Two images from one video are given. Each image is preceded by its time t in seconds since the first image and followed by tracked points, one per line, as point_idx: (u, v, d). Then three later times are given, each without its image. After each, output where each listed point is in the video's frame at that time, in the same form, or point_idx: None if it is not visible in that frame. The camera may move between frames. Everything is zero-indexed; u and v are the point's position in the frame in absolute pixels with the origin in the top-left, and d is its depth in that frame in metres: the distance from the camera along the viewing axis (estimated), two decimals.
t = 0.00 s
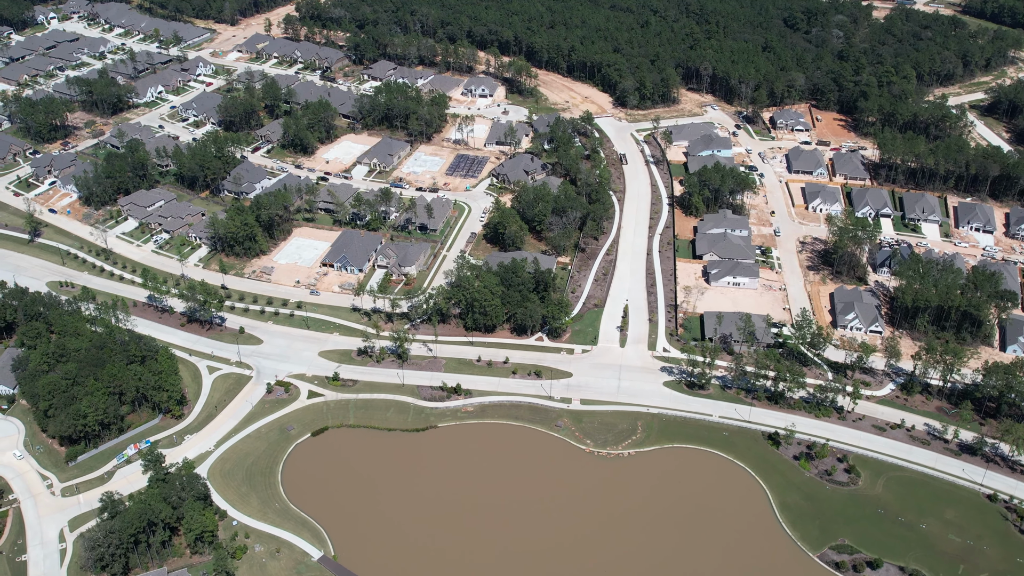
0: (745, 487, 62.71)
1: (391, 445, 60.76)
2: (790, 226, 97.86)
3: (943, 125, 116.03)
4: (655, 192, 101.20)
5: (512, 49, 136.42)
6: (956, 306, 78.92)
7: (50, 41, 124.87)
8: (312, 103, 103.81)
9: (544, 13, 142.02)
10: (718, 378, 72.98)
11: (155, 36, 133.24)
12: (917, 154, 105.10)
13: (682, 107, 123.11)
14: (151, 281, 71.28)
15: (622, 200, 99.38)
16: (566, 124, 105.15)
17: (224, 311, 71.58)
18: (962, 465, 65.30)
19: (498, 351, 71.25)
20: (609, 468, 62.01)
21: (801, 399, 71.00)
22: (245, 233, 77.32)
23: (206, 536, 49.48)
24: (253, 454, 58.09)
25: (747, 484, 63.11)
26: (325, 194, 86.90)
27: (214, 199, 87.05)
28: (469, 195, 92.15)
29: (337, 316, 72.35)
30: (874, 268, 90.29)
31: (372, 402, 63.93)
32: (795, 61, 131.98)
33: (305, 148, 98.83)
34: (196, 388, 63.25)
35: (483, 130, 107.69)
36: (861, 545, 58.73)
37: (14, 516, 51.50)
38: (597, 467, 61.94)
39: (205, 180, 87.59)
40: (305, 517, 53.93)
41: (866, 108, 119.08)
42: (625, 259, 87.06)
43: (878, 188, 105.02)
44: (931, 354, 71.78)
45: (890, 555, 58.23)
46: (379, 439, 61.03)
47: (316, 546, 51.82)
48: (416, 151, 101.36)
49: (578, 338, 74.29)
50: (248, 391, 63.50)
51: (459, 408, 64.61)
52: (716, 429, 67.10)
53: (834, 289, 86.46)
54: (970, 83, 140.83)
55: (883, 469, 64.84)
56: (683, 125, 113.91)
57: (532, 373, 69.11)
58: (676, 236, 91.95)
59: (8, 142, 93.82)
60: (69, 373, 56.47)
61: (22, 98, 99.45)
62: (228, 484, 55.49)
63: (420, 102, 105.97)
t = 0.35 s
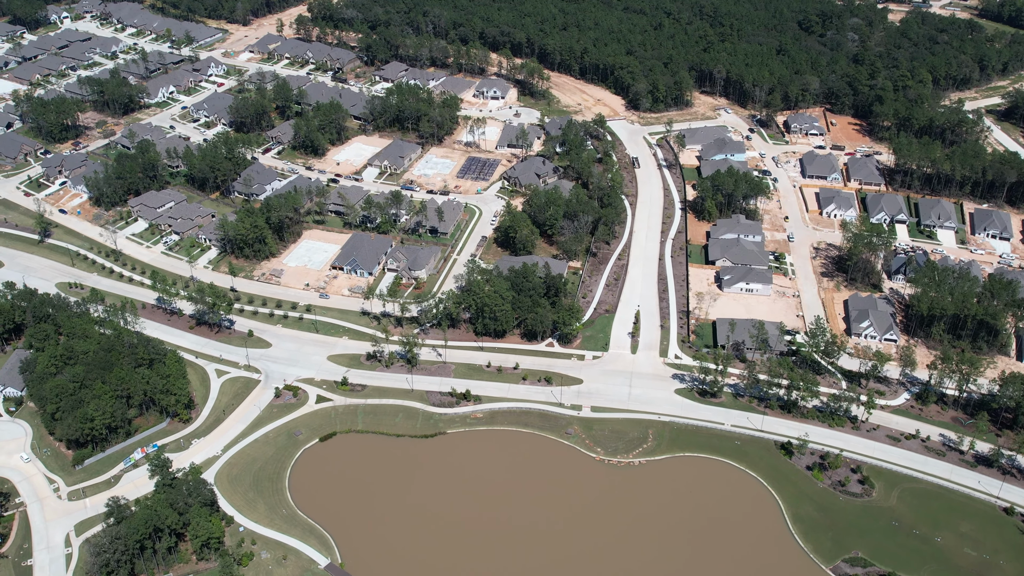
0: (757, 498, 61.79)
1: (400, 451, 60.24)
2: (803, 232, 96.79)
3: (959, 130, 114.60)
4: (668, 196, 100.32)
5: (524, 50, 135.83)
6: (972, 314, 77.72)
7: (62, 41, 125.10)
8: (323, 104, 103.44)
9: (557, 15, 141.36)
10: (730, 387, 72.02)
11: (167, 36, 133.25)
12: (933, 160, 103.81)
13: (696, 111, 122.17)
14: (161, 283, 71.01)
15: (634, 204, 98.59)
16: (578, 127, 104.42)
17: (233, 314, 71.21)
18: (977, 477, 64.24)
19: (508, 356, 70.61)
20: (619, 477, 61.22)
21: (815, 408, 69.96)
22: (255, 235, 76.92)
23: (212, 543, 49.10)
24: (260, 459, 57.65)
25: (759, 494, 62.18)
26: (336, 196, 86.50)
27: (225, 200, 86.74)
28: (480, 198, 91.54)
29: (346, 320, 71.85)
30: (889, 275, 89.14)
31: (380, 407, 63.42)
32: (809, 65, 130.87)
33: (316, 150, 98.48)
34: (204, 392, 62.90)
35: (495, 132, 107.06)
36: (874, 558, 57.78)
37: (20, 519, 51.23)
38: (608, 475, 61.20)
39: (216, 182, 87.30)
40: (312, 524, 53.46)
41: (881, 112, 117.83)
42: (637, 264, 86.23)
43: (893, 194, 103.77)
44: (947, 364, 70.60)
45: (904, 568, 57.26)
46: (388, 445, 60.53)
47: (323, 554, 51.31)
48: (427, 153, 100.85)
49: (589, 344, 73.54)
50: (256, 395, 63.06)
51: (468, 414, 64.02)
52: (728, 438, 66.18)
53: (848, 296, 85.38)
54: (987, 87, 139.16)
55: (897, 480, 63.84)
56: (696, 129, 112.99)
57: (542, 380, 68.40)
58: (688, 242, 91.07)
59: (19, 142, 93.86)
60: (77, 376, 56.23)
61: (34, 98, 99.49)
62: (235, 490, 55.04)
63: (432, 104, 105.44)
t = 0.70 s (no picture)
0: (769, 509, 60.87)
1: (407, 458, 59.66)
2: (817, 238, 95.67)
3: (975, 135, 113.10)
4: (680, 201, 99.42)
5: (536, 52, 135.16)
6: (988, 324, 76.45)
7: (74, 41, 125.24)
8: (334, 106, 103.07)
9: (569, 17, 140.63)
10: (742, 395, 71.05)
11: (178, 36, 133.23)
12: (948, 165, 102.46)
13: (708, 114, 121.17)
14: (169, 286, 70.70)
15: (646, 208, 97.74)
16: (590, 130, 103.64)
17: (241, 318, 70.80)
18: (994, 489, 63.09)
19: (518, 363, 69.90)
20: (629, 486, 60.45)
21: (828, 418, 68.88)
22: (264, 238, 76.51)
23: (217, 551, 48.76)
24: (267, 465, 57.19)
25: (771, 506, 61.26)
26: (345, 199, 86.03)
27: (234, 202, 86.41)
28: (490, 202, 90.90)
29: (355, 324, 71.34)
30: (904, 283, 87.91)
31: (388, 413, 62.86)
32: (823, 68, 129.67)
33: (326, 152, 98.06)
34: (211, 396, 62.50)
35: (506, 135, 106.40)
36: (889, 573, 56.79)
37: (26, 524, 50.97)
38: (617, 485, 60.45)
39: (225, 184, 86.97)
40: (318, 531, 52.92)
41: (896, 117, 116.50)
42: (648, 270, 85.40)
43: (908, 200, 102.47)
44: (963, 374, 69.41)
45: None
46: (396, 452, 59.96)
47: (329, 563, 50.73)
48: (437, 155, 100.28)
49: (599, 351, 72.75)
50: (264, 400, 62.60)
51: (477, 421, 63.37)
52: (740, 448, 65.28)
53: (862, 304, 84.26)
54: (1004, 91, 137.42)
55: (911, 492, 62.78)
56: (709, 133, 112.02)
57: (552, 387, 67.65)
58: (700, 247, 90.15)
59: (29, 142, 93.85)
60: (83, 380, 55.91)
61: (45, 98, 99.52)
62: (241, 497, 54.57)
63: (443, 106, 104.87)
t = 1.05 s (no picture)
0: (780, 522, 59.86)
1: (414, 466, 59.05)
2: (830, 244, 94.56)
3: (990, 141, 111.63)
4: (691, 206, 98.49)
5: (546, 54, 134.44)
6: (1004, 333, 75.21)
7: (84, 41, 125.26)
8: (343, 108, 102.60)
9: (580, 19, 139.86)
10: (754, 405, 70.04)
11: (188, 37, 133.13)
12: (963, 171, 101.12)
13: (720, 118, 120.17)
14: (175, 289, 70.27)
15: (656, 213, 96.86)
16: (600, 133, 102.81)
17: (248, 322, 70.33)
18: (1009, 503, 62.00)
19: (526, 370, 69.14)
20: (638, 497, 59.61)
21: (840, 428, 67.81)
22: (271, 241, 76.03)
23: (221, 560, 48.25)
24: (272, 473, 56.66)
25: (781, 518, 60.25)
26: (353, 202, 85.48)
27: (242, 205, 86.01)
28: (499, 206, 90.20)
29: (362, 329, 70.75)
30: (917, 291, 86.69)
31: (395, 420, 62.24)
32: (836, 72, 128.47)
33: (335, 154, 97.56)
34: (216, 402, 62.04)
35: (516, 138, 105.70)
36: None
37: (28, 530, 50.70)
38: (626, 495, 59.60)
39: (233, 186, 86.56)
40: (323, 540, 52.36)
41: (910, 122, 115.21)
42: (659, 276, 84.54)
43: (921, 206, 101.20)
44: (978, 385, 68.23)
45: None
46: (402, 460, 59.34)
47: (334, 572, 50.16)
48: (447, 158, 99.65)
49: (609, 358, 71.94)
50: (269, 406, 62.08)
51: (485, 429, 62.70)
52: (751, 458, 64.31)
53: (875, 312, 83.13)
54: (1019, 96, 135.75)
55: (925, 505, 61.72)
56: (720, 137, 111.03)
57: (560, 395, 66.85)
58: (712, 253, 89.25)
59: (38, 143, 93.78)
60: (88, 385, 55.60)
61: (54, 98, 99.42)
62: (246, 504, 54.06)
63: (452, 108, 104.25)
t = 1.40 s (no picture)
0: (790, 533, 58.71)
1: (419, 474, 58.43)
2: (841, 251, 93.46)
3: (1004, 147, 110.21)
4: (701, 211, 97.56)
5: (556, 57, 133.68)
6: (1018, 343, 73.98)
7: (93, 41, 125.15)
8: (351, 110, 102.06)
9: (590, 21, 139.01)
10: (764, 414, 69.06)
11: (196, 38, 132.90)
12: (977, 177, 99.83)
13: (730, 122, 119.17)
14: (180, 293, 69.82)
15: (666, 218, 95.98)
16: (610, 137, 101.97)
17: (253, 327, 69.80)
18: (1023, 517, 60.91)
19: (533, 377, 68.37)
20: (645, 508, 58.72)
21: (851, 439, 66.76)
22: (277, 245, 75.47)
23: (223, 570, 47.65)
24: (276, 480, 56.17)
25: (792, 530, 59.12)
26: (360, 206, 84.84)
27: (249, 208, 85.54)
28: (507, 210, 89.47)
29: (368, 335, 70.12)
30: (930, 299, 85.48)
31: (401, 428, 61.60)
32: (849, 76, 127.31)
33: (342, 157, 97.00)
34: (221, 408, 61.53)
35: (525, 142, 104.94)
36: None
37: (30, 537, 50.42)
38: (633, 505, 58.75)
39: (240, 189, 86.08)
40: (327, 550, 51.90)
41: (923, 127, 113.94)
42: (668, 282, 83.66)
43: (934, 212, 99.95)
44: (992, 396, 67.02)
45: None
46: (407, 468, 58.72)
47: None
48: (455, 162, 98.96)
49: (617, 366, 71.11)
50: (274, 413, 61.50)
51: (491, 438, 61.99)
52: (761, 469, 63.31)
53: (887, 320, 82.01)
54: None
55: (938, 518, 60.64)
56: (731, 141, 109.99)
57: (568, 403, 66.05)
58: (722, 259, 88.31)
59: (45, 144, 93.54)
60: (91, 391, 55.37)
61: (61, 99, 99.19)
62: (250, 513, 53.61)
63: (461, 111, 103.61)
